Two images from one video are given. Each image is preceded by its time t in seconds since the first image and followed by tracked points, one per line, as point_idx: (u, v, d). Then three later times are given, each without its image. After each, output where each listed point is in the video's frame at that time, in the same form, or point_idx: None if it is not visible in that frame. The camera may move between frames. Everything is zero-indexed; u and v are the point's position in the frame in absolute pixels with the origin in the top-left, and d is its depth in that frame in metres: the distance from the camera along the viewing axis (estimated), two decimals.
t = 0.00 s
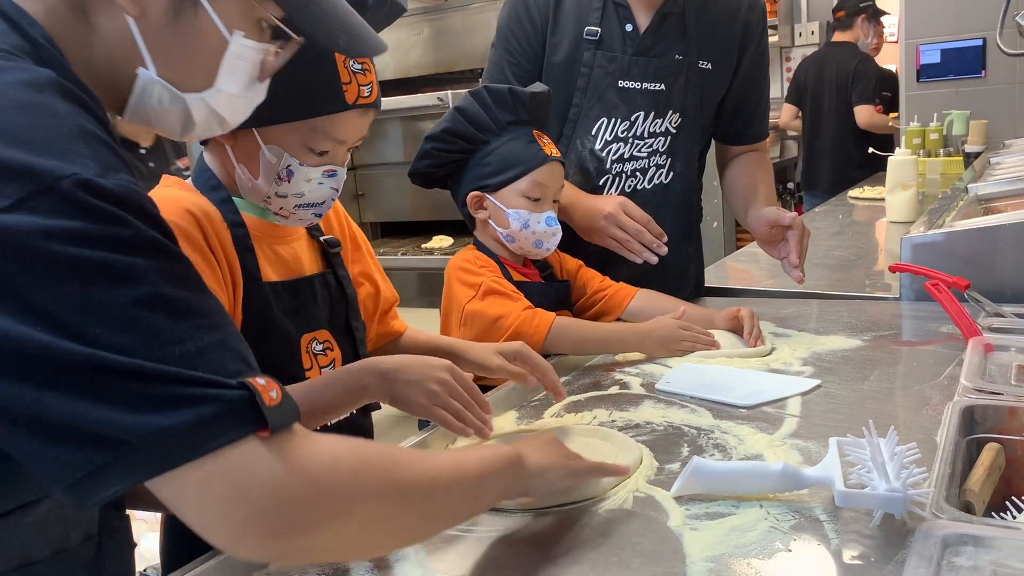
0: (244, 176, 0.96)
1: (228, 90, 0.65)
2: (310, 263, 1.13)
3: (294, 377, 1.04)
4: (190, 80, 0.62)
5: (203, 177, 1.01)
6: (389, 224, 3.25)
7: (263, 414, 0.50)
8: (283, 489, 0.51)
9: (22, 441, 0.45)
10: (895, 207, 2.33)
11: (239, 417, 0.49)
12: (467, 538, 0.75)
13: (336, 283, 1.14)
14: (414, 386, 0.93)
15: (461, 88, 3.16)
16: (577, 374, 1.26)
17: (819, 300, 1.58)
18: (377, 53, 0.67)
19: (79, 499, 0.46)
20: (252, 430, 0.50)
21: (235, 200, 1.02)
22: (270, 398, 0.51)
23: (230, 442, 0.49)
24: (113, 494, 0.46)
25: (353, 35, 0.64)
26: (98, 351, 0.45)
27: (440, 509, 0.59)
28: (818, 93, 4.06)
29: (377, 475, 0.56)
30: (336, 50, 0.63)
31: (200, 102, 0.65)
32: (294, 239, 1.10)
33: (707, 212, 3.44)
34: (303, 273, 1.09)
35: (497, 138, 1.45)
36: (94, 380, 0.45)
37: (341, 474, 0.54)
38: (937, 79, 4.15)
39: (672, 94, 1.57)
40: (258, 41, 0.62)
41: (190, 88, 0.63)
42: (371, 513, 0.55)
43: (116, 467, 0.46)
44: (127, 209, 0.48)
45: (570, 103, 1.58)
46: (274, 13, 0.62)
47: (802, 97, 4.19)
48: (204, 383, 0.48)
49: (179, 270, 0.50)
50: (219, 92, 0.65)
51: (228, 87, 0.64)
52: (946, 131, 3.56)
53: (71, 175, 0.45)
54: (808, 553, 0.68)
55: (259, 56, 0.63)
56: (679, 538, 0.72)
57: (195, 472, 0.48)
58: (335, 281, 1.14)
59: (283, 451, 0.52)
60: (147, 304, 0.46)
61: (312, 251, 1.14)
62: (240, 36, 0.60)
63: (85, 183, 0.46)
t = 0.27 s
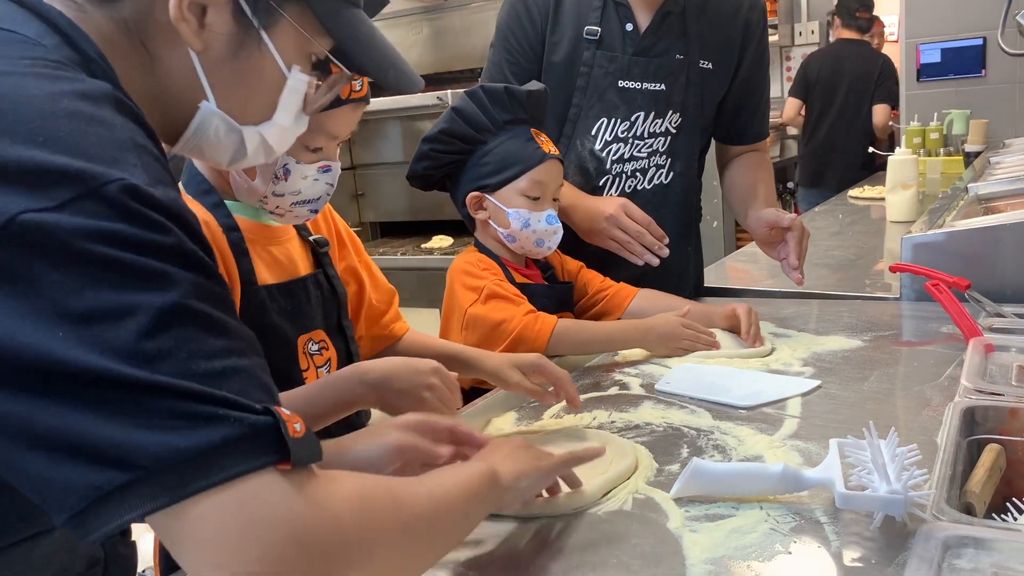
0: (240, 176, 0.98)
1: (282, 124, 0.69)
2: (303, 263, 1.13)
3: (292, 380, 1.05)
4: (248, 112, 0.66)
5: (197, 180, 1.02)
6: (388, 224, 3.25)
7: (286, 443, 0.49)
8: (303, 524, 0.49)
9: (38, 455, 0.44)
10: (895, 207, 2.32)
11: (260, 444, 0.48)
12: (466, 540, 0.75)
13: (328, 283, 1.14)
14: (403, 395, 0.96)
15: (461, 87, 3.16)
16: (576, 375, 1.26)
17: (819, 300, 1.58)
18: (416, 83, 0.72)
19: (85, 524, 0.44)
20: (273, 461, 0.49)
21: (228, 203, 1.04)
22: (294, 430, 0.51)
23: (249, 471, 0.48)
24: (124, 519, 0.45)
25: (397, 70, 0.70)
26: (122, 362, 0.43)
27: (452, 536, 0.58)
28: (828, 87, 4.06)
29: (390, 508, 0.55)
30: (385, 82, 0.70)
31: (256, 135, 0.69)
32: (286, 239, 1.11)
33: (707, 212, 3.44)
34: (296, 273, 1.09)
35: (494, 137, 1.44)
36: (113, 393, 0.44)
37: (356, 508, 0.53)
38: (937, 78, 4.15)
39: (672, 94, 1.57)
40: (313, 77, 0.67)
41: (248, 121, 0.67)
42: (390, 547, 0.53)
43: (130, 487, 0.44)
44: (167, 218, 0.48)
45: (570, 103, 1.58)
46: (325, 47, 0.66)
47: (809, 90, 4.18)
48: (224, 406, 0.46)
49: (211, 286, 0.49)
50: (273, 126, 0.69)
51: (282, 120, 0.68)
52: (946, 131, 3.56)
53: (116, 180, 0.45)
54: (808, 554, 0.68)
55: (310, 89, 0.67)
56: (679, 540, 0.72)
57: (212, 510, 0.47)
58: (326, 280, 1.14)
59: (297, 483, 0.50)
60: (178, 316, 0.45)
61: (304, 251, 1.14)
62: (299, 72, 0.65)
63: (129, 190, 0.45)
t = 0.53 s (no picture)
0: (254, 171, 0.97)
1: (303, 133, 0.70)
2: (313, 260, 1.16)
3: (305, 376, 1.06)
4: (273, 119, 0.67)
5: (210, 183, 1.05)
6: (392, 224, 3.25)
7: (354, 407, 0.54)
8: (389, 469, 0.57)
9: (106, 458, 0.47)
10: (898, 207, 2.32)
11: (326, 415, 0.52)
12: (470, 539, 0.76)
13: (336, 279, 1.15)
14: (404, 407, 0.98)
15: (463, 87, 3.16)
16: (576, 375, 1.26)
17: (822, 300, 1.58)
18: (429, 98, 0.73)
19: (172, 494, 0.49)
20: (344, 424, 0.53)
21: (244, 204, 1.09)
22: (355, 390, 0.55)
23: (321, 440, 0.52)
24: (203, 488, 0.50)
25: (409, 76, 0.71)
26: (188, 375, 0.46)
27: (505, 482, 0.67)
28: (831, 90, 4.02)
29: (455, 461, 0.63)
30: (407, 96, 0.71)
31: (276, 144, 0.70)
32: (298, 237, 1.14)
33: (709, 211, 3.44)
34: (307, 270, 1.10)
35: (494, 137, 1.44)
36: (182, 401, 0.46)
37: (428, 459, 0.60)
38: (940, 78, 4.15)
39: (676, 94, 1.57)
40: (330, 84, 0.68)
41: (272, 129, 0.68)
42: (455, 494, 0.62)
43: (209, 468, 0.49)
44: (206, 229, 0.48)
45: (573, 103, 1.58)
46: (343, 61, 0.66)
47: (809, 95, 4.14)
48: (285, 388, 0.50)
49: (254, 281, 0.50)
50: (294, 135, 0.70)
51: (303, 130, 0.70)
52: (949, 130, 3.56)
53: (154, 203, 0.45)
54: (811, 553, 0.68)
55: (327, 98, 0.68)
56: (682, 538, 0.72)
57: (302, 467, 0.52)
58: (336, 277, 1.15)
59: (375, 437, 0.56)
60: (232, 323, 0.47)
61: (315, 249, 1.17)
62: (323, 82, 0.66)
63: (169, 211, 0.46)
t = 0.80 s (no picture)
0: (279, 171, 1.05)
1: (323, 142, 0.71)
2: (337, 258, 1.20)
3: (325, 371, 1.12)
4: (294, 134, 0.67)
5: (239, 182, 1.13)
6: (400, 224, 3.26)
7: (335, 462, 0.53)
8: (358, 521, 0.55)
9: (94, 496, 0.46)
10: (908, 207, 2.32)
11: (308, 463, 0.51)
12: (481, 540, 0.76)
13: (358, 279, 1.21)
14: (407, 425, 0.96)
15: (473, 88, 3.18)
16: (583, 377, 1.26)
17: (832, 302, 1.58)
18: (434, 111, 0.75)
19: (149, 539, 0.48)
20: (322, 477, 0.52)
21: (268, 203, 1.15)
22: (340, 443, 0.54)
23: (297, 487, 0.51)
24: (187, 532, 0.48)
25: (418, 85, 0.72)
26: (178, 399, 0.46)
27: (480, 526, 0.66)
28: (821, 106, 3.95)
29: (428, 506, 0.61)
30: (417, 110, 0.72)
31: (297, 156, 0.71)
32: (321, 235, 1.19)
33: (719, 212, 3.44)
34: (326, 268, 1.16)
35: (498, 140, 1.45)
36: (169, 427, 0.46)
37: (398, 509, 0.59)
38: (952, 79, 4.15)
39: (690, 96, 1.57)
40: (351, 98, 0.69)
41: (291, 142, 0.68)
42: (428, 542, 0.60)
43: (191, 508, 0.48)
44: (211, 252, 0.49)
45: (586, 103, 1.58)
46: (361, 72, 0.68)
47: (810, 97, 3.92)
48: (270, 428, 0.49)
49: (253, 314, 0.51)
50: (315, 144, 0.71)
51: (324, 141, 0.71)
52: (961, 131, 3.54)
53: (161, 219, 0.46)
54: (819, 555, 0.68)
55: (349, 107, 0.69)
56: (692, 539, 0.73)
57: (270, 521, 0.51)
58: (358, 276, 1.21)
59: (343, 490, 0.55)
60: (226, 348, 0.48)
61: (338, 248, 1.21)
62: (345, 97, 0.67)
63: (173, 228, 0.46)
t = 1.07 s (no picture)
0: (290, 170, 1.08)
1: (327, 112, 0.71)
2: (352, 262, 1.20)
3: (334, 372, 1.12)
4: (297, 104, 0.67)
5: (252, 185, 1.15)
6: (409, 227, 3.26)
7: (355, 421, 0.54)
8: (383, 480, 0.56)
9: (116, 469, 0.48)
10: (919, 210, 2.31)
11: (329, 428, 0.52)
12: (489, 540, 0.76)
13: (374, 285, 1.21)
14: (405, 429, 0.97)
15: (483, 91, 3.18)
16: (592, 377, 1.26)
17: (842, 305, 1.57)
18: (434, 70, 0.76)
19: (179, 503, 0.50)
20: (345, 436, 0.53)
21: (281, 207, 1.16)
22: (360, 403, 0.55)
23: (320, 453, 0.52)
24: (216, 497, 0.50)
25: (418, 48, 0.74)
26: (198, 382, 0.47)
27: (508, 503, 0.66)
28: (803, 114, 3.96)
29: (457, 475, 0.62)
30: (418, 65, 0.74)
31: (302, 126, 0.71)
32: (337, 240, 1.19)
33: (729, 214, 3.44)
34: (338, 273, 1.16)
35: (491, 143, 1.46)
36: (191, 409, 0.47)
37: (428, 475, 0.60)
38: (964, 80, 4.18)
39: (703, 100, 1.57)
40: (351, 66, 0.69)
41: (296, 114, 0.68)
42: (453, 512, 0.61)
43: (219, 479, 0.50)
44: (218, 241, 0.48)
45: (599, 105, 1.58)
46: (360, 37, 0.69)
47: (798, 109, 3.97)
48: (289, 399, 0.50)
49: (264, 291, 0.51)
50: (321, 115, 0.71)
51: (327, 110, 0.71)
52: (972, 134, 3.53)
53: (166, 215, 0.45)
54: (828, 557, 0.68)
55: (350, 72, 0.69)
56: (700, 541, 0.73)
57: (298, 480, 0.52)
58: (372, 280, 1.21)
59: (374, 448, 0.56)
60: (241, 328, 0.48)
61: (355, 251, 1.22)
62: (345, 65, 0.67)
63: (179, 223, 0.46)
